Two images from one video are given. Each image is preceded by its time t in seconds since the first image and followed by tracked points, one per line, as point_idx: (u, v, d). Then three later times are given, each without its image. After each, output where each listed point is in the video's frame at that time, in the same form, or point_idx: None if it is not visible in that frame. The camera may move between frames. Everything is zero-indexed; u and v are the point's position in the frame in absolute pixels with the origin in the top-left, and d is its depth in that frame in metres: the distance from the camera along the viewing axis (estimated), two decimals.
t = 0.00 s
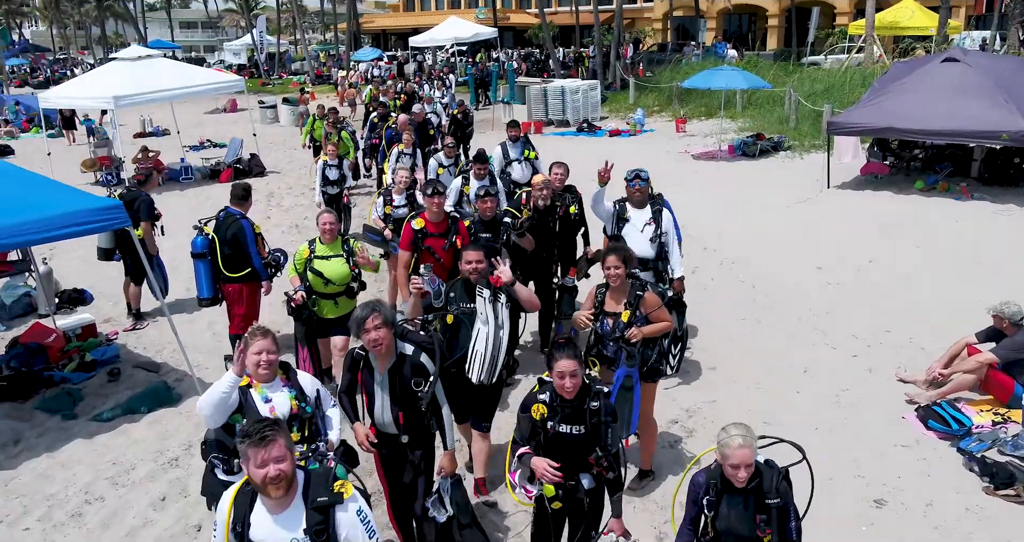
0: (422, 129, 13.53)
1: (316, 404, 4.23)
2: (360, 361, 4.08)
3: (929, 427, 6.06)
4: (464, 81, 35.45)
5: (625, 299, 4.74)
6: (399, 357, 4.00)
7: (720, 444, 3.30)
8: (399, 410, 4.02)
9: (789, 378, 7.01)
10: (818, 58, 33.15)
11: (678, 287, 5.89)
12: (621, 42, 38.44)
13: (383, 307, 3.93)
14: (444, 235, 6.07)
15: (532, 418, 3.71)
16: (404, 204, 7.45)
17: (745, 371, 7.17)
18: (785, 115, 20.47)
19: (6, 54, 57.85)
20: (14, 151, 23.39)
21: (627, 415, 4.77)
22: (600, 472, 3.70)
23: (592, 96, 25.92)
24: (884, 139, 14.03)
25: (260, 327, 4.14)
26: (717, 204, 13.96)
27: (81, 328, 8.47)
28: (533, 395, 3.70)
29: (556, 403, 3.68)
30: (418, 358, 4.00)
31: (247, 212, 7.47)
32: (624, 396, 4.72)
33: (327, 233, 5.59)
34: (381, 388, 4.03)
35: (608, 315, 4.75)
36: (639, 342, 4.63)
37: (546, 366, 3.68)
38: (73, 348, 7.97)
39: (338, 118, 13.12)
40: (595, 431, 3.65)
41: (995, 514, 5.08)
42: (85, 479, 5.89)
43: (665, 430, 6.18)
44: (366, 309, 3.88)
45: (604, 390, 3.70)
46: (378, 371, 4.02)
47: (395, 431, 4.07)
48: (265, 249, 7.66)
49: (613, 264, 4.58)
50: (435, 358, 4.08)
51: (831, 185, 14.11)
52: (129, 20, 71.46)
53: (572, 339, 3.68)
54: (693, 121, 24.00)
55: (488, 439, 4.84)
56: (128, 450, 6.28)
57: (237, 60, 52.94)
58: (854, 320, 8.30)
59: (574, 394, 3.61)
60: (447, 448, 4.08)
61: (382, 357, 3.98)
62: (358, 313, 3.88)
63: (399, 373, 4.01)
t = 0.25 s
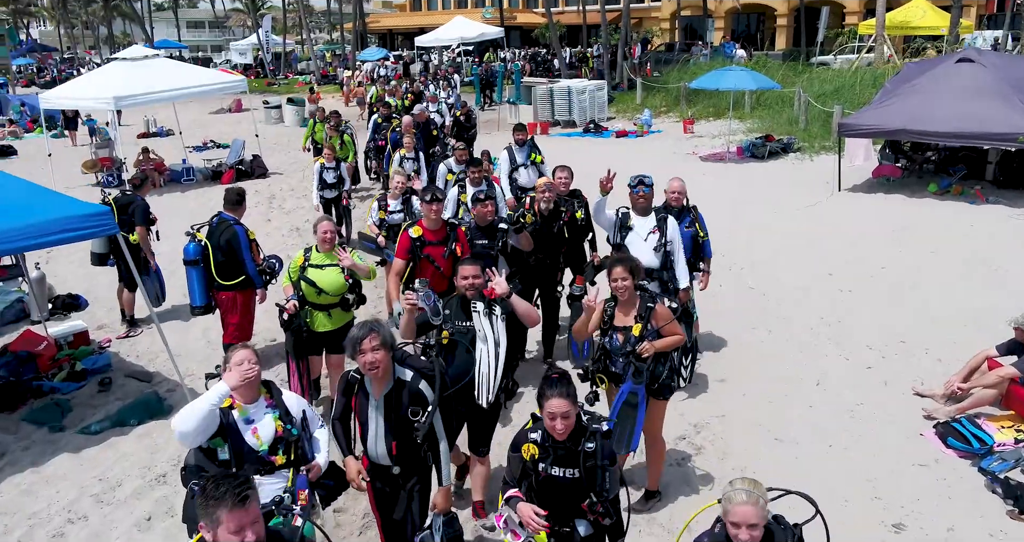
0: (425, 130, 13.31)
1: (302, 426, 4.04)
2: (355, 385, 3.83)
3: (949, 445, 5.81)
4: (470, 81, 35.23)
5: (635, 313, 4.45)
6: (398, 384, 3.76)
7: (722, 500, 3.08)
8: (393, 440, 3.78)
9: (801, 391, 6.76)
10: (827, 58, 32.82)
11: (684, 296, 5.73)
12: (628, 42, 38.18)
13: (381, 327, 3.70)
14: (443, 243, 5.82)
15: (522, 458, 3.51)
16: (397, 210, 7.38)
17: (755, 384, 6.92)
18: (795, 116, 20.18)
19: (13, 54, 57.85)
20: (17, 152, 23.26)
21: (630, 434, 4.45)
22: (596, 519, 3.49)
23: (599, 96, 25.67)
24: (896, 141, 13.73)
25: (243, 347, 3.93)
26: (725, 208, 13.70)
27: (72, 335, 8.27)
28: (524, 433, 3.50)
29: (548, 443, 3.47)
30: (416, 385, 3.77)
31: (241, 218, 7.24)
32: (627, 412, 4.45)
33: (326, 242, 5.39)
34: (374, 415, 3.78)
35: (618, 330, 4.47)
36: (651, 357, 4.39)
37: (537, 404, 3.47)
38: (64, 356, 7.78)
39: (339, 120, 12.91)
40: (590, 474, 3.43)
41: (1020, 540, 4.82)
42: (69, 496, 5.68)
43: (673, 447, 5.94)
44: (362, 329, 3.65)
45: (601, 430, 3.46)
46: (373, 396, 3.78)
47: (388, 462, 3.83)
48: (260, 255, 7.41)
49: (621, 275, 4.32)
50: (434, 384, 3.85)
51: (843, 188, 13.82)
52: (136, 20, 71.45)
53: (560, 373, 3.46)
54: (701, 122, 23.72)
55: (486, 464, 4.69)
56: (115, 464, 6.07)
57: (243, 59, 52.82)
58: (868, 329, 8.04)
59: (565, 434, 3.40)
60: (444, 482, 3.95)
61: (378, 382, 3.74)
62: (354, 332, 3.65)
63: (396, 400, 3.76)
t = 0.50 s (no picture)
0: (428, 132, 13.07)
1: (289, 451, 3.74)
2: (352, 416, 3.56)
3: (970, 466, 5.53)
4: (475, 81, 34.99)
5: (651, 330, 4.19)
6: (400, 412, 3.50)
7: None
8: (394, 476, 3.52)
9: (814, 407, 6.50)
10: (835, 57, 32.49)
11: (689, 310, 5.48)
12: (633, 42, 37.89)
13: (383, 351, 3.46)
14: (440, 253, 5.57)
15: (499, 521, 3.30)
16: (400, 220, 7.04)
17: (767, 398, 6.66)
18: (803, 117, 19.89)
19: (17, 54, 57.82)
20: (18, 153, 23.10)
21: (651, 456, 4.33)
22: None
23: (604, 97, 25.41)
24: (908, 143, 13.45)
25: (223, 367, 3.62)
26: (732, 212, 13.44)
27: (63, 344, 8.05)
28: (499, 495, 3.30)
29: (524, 504, 3.26)
30: (420, 415, 3.51)
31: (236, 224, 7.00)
32: (647, 436, 4.28)
33: (316, 254, 5.18)
34: (374, 447, 3.52)
35: (631, 350, 4.22)
36: (669, 378, 4.18)
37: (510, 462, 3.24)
38: (53, 367, 7.56)
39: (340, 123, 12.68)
40: (572, 537, 3.19)
41: None
42: (51, 517, 5.45)
43: (681, 466, 5.68)
44: (363, 352, 3.41)
45: (582, 489, 3.22)
46: (371, 426, 3.52)
47: (386, 502, 3.57)
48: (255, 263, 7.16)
49: (634, 291, 4.07)
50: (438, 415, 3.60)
51: (854, 192, 13.52)
52: (141, 20, 71.39)
53: (535, 426, 3.22)
54: (708, 123, 23.43)
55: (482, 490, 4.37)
56: (100, 482, 5.84)
57: (248, 59, 52.67)
58: (883, 340, 7.76)
59: (540, 495, 3.19)
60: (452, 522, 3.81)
61: (379, 411, 3.49)
62: (354, 357, 3.40)
63: (396, 431, 3.50)
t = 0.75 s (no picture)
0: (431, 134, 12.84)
1: (278, 485, 3.48)
2: (351, 453, 3.32)
3: (997, 489, 5.26)
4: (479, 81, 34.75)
5: (669, 355, 4.04)
6: (404, 447, 3.25)
7: None
8: (400, 519, 3.25)
9: (831, 424, 6.24)
10: (843, 58, 32.17)
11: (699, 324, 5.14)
12: (639, 42, 37.63)
13: (383, 382, 3.24)
14: (443, 264, 5.25)
15: None
16: (404, 228, 6.77)
17: (781, 414, 6.41)
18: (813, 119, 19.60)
19: (22, 54, 57.75)
20: (19, 154, 22.93)
21: (686, 491, 4.13)
22: None
23: (610, 98, 25.15)
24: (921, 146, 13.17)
25: (203, 395, 3.36)
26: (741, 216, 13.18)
27: (54, 353, 7.83)
28: None
29: None
30: (425, 450, 3.26)
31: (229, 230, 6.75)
32: (682, 470, 4.09)
33: (298, 274, 4.86)
34: (375, 486, 3.27)
35: (649, 376, 4.05)
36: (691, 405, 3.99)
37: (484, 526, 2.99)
38: (43, 378, 7.33)
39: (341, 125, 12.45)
40: None
41: None
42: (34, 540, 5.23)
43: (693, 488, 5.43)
44: (362, 385, 3.20)
45: None
46: (371, 463, 3.27)
47: None
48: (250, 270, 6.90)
49: (651, 312, 3.91)
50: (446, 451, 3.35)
51: (866, 195, 13.25)
52: (146, 20, 71.31)
53: (514, 487, 2.99)
54: (715, 124, 23.16)
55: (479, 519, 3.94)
56: (87, 502, 5.61)
57: (252, 59, 52.51)
58: (900, 352, 7.50)
59: None
60: None
61: (379, 448, 3.23)
62: (353, 389, 3.19)
63: (401, 468, 3.24)
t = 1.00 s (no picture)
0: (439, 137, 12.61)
1: (270, 524, 3.23)
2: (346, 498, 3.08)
3: None
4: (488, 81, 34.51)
5: (686, 385, 3.83)
6: (404, 494, 3.03)
7: None
8: None
9: (855, 443, 5.97)
10: (856, 58, 31.80)
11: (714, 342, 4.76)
12: (649, 42, 37.34)
13: (376, 425, 3.00)
14: (453, 276, 4.94)
15: None
16: (407, 237, 6.41)
17: (803, 432, 6.14)
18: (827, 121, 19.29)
19: (31, 53, 57.79)
20: (26, 155, 22.80)
21: (703, 532, 3.84)
22: None
23: (620, 98, 24.88)
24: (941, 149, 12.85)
25: (191, 426, 3.13)
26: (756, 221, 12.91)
27: (51, 363, 7.60)
28: None
29: None
30: (428, 496, 3.04)
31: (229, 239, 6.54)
32: (698, 512, 3.81)
33: (291, 293, 4.62)
34: (372, 539, 3.01)
35: (665, 407, 3.84)
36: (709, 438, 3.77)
37: None
38: (38, 389, 7.11)
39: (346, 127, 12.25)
40: None
41: None
42: None
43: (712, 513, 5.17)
44: (354, 428, 2.96)
45: None
46: (368, 513, 3.03)
47: None
48: (251, 279, 6.66)
49: (667, 338, 3.71)
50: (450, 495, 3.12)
51: (883, 200, 12.96)
52: (155, 20, 71.30)
53: None
54: (727, 126, 22.88)
55: None
56: (79, 522, 5.39)
57: (261, 59, 52.36)
58: (925, 364, 7.23)
59: None
60: None
61: (377, 497, 2.99)
62: (343, 433, 2.97)
63: (401, 516, 3.01)
